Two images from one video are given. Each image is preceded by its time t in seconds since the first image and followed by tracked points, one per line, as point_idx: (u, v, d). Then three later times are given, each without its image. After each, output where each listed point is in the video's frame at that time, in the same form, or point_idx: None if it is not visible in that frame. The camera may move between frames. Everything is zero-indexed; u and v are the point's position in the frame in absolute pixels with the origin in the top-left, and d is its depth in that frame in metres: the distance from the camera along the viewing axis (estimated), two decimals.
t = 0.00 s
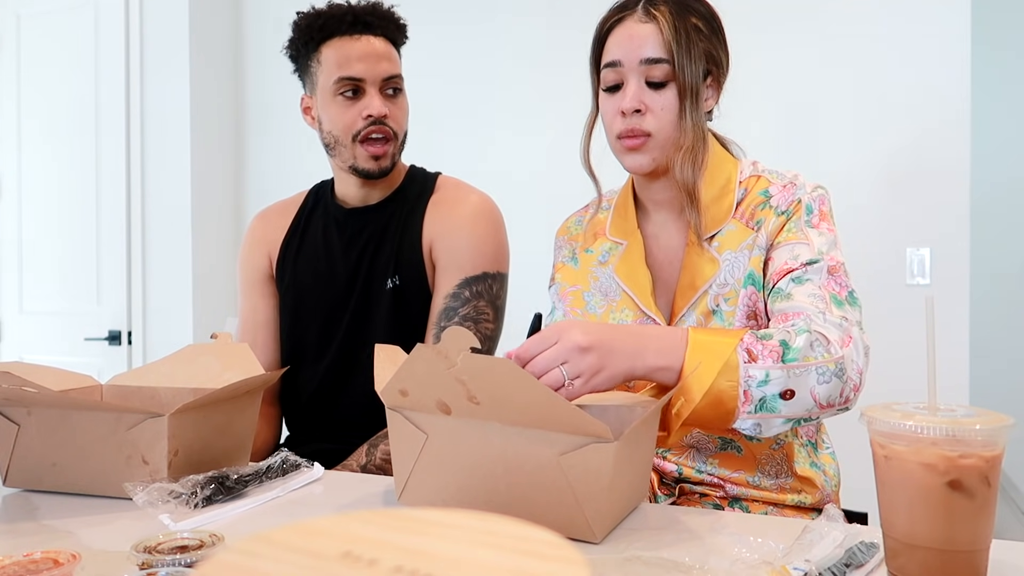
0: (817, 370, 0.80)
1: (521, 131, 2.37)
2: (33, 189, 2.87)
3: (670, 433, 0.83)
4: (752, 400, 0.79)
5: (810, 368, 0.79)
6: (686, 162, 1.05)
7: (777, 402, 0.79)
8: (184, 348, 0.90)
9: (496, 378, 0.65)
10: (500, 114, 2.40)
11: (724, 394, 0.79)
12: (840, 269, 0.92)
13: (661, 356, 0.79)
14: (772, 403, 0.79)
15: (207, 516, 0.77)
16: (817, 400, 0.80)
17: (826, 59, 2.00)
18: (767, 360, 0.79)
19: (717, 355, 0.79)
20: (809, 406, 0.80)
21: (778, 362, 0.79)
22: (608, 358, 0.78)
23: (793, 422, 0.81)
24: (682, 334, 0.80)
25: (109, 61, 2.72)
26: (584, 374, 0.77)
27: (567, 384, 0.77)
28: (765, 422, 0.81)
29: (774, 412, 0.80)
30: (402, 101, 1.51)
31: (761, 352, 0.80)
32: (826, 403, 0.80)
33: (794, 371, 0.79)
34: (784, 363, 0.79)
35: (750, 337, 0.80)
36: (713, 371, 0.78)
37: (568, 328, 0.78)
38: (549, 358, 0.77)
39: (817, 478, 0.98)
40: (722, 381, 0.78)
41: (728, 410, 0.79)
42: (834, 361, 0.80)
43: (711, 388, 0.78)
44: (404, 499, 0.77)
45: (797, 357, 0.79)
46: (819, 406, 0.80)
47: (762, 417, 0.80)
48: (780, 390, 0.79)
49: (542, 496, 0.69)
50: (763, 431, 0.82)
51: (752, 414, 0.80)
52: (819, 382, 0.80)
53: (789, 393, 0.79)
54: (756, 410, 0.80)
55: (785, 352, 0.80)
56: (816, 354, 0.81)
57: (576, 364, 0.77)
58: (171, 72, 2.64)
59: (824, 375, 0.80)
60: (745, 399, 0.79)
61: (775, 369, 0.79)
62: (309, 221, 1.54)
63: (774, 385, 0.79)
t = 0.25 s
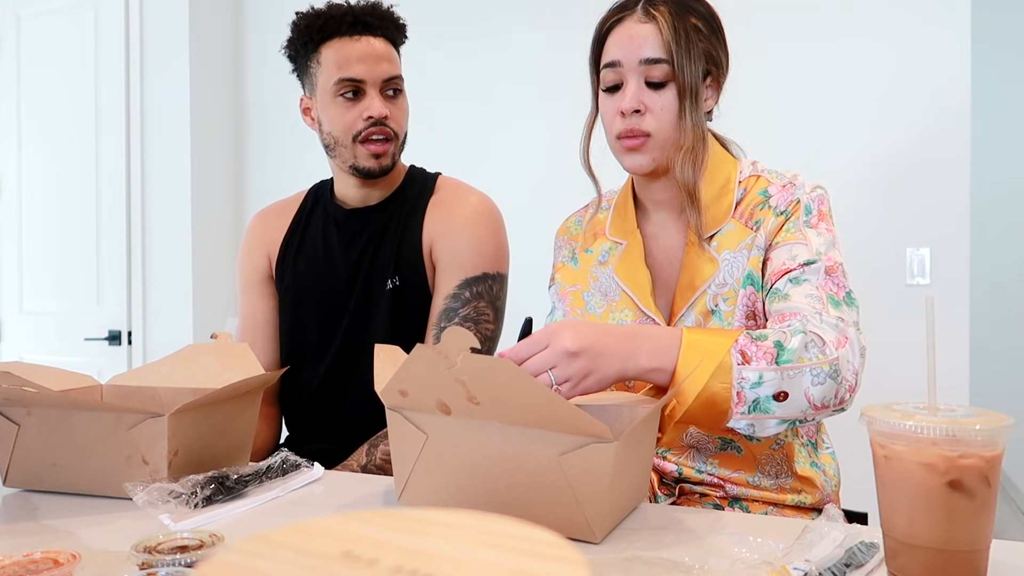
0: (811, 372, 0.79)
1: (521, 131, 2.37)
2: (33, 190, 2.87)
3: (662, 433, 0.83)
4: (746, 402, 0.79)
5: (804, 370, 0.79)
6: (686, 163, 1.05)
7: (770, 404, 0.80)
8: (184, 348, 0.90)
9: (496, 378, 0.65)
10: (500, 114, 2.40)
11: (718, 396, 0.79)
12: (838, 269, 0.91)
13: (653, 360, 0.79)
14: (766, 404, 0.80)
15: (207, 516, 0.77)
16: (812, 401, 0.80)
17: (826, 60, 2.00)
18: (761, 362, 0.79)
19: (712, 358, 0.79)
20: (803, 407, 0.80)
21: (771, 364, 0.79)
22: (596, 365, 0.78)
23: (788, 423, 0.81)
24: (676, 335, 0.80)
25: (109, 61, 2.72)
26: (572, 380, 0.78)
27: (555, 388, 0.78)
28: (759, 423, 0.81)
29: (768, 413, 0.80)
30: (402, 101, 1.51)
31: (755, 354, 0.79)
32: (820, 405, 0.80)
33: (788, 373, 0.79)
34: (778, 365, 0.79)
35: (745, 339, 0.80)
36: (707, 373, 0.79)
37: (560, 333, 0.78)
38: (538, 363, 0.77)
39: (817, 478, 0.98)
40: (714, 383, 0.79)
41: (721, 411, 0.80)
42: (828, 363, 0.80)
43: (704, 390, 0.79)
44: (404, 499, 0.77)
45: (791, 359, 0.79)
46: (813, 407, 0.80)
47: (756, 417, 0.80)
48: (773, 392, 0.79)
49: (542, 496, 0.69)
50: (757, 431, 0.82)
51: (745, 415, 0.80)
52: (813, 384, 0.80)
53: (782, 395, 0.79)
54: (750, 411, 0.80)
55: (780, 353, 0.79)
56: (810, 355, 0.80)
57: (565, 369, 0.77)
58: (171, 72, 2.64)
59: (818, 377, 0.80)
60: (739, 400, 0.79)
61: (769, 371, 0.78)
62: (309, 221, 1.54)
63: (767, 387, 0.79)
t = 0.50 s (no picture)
0: (809, 374, 0.79)
1: (520, 132, 2.37)
2: (33, 190, 2.87)
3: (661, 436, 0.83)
4: (744, 403, 0.79)
5: (802, 371, 0.79)
6: (685, 163, 1.05)
7: (768, 405, 0.79)
8: (184, 347, 0.90)
9: (496, 378, 0.65)
10: (500, 114, 2.40)
11: (716, 397, 0.79)
12: (836, 270, 0.91)
13: (651, 359, 0.79)
14: (763, 405, 0.79)
15: (207, 516, 0.77)
16: (809, 402, 0.80)
17: (825, 60, 2.00)
18: (758, 363, 0.79)
19: (709, 358, 0.79)
20: (801, 409, 0.80)
21: (769, 365, 0.79)
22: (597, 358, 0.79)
23: (785, 425, 0.81)
24: (673, 337, 0.80)
25: (109, 61, 2.72)
26: (576, 370, 0.77)
27: (560, 378, 0.77)
28: (757, 425, 0.81)
29: (765, 414, 0.80)
30: (401, 101, 1.51)
31: (752, 355, 0.79)
32: (818, 406, 0.80)
33: (785, 373, 0.79)
34: (775, 366, 0.79)
35: (742, 341, 0.80)
36: (704, 374, 0.79)
37: (563, 325, 0.79)
38: (541, 353, 0.77)
39: (817, 479, 0.98)
40: (712, 384, 0.79)
41: (719, 413, 0.79)
42: (826, 365, 0.80)
43: (701, 391, 0.79)
44: (404, 499, 0.77)
45: (788, 360, 0.79)
46: (811, 408, 0.80)
47: (754, 419, 0.80)
48: (771, 393, 0.79)
49: (542, 496, 0.69)
50: (756, 433, 0.82)
51: (743, 416, 0.80)
52: (811, 385, 0.80)
53: (780, 396, 0.79)
54: (748, 412, 0.80)
55: (778, 355, 0.79)
56: (808, 356, 0.80)
57: (569, 359, 0.77)
58: (171, 72, 2.64)
59: (816, 378, 0.79)
60: (737, 401, 0.79)
61: (767, 372, 0.78)
62: (309, 221, 1.55)
63: (765, 388, 0.79)
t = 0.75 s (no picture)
0: (808, 374, 0.79)
1: (520, 132, 2.37)
2: (33, 190, 2.87)
3: (660, 435, 0.83)
4: (742, 404, 0.79)
5: (801, 372, 0.79)
6: (685, 163, 1.05)
7: (767, 405, 0.79)
8: (185, 347, 0.90)
9: (496, 378, 0.65)
10: (500, 115, 2.40)
11: (715, 397, 0.79)
12: (836, 271, 0.91)
13: (650, 359, 0.79)
14: (762, 406, 0.79)
15: (207, 516, 0.77)
16: (808, 403, 0.80)
17: (825, 60, 2.00)
18: (757, 364, 0.79)
19: (709, 359, 0.79)
20: (800, 409, 0.80)
21: (768, 366, 0.79)
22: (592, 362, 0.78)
23: (783, 425, 0.81)
24: (671, 336, 0.80)
25: (109, 62, 2.72)
26: (571, 374, 0.77)
27: (554, 382, 0.77)
28: (756, 425, 0.81)
29: (764, 415, 0.80)
30: (397, 100, 1.50)
31: (752, 356, 0.79)
32: (817, 406, 0.80)
33: (784, 374, 0.79)
34: (774, 367, 0.79)
35: (741, 341, 0.80)
36: (704, 375, 0.79)
37: (561, 328, 0.78)
38: (538, 356, 0.77)
39: (817, 479, 0.98)
40: (711, 385, 0.79)
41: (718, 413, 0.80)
42: (825, 365, 0.80)
43: (700, 391, 0.79)
44: (404, 498, 0.77)
45: (787, 361, 0.79)
46: (809, 409, 0.80)
47: (753, 419, 0.80)
48: (770, 394, 0.79)
49: (542, 495, 0.69)
50: (754, 432, 0.82)
51: (742, 416, 0.80)
52: (809, 386, 0.80)
53: (779, 397, 0.79)
54: (746, 413, 0.80)
55: (777, 355, 0.79)
56: (807, 357, 0.80)
57: (564, 363, 0.77)
58: (170, 73, 2.64)
59: (814, 378, 0.79)
60: (735, 402, 0.79)
61: (765, 372, 0.78)
62: (308, 222, 1.55)
63: (763, 389, 0.79)
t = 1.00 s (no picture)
0: (809, 375, 0.80)
1: (521, 132, 2.37)
2: (33, 190, 2.87)
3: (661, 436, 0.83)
4: (744, 405, 0.79)
5: (802, 373, 0.79)
6: (685, 163, 1.05)
7: (768, 407, 0.79)
8: (184, 347, 0.91)
9: (496, 378, 0.65)
10: (500, 115, 2.40)
11: (716, 399, 0.79)
12: (837, 271, 0.91)
13: (652, 363, 0.79)
14: (764, 407, 0.79)
15: (207, 516, 0.77)
16: (809, 404, 0.80)
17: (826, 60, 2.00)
18: (759, 365, 0.79)
19: (710, 361, 0.79)
20: (801, 411, 0.80)
21: (769, 367, 0.79)
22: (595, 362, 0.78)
23: (784, 426, 0.81)
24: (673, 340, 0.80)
25: (109, 62, 2.72)
26: (575, 373, 0.77)
27: (557, 381, 0.77)
28: (757, 427, 0.81)
29: (766, 416, 0.80)
30: (372, 101, 1.48)
31: (753, 357, 0.79)
32: (818, 407, 0.80)
33: (786, 375, 0.79)
34: (775, 368, 0.79)
35: (742, 343, 0.80)
36: (705, 377, 0.79)
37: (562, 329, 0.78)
38: (542, 355, 0.77)
39: (817, 478, 0.98)
40: (712, 387, 0.79)
41: (719, 415, 0.79)
42: (825, 365, 0.80)
43: (702, 393, 0.79)
44: (404, 498, 0.77)
45: (788, 362, 0.80)
46: (811, 410, 0.80)
47: (754, 421, 0.80)
48: (772, 395, 0.79)
49: (542, 495, 0.69)
50: (756, 434, 0.82)
51: (744, 418, 0.80)
52: (810, 386, 0.80)
53: (780, 398, 0.79)
54: (748, 415, 0.80)
55: (777, 356, 0.80)
56: (807, 357, 0.81)
57: (567, 363, 0.77)
58: (170, 73, 2.64)
59: (816, 379, 0.80)
60: (738, 403, 0.79)
61: (767, 373, 0.79)
62: (310, 220, 1.54)
63: (765, 390, 0.79)
